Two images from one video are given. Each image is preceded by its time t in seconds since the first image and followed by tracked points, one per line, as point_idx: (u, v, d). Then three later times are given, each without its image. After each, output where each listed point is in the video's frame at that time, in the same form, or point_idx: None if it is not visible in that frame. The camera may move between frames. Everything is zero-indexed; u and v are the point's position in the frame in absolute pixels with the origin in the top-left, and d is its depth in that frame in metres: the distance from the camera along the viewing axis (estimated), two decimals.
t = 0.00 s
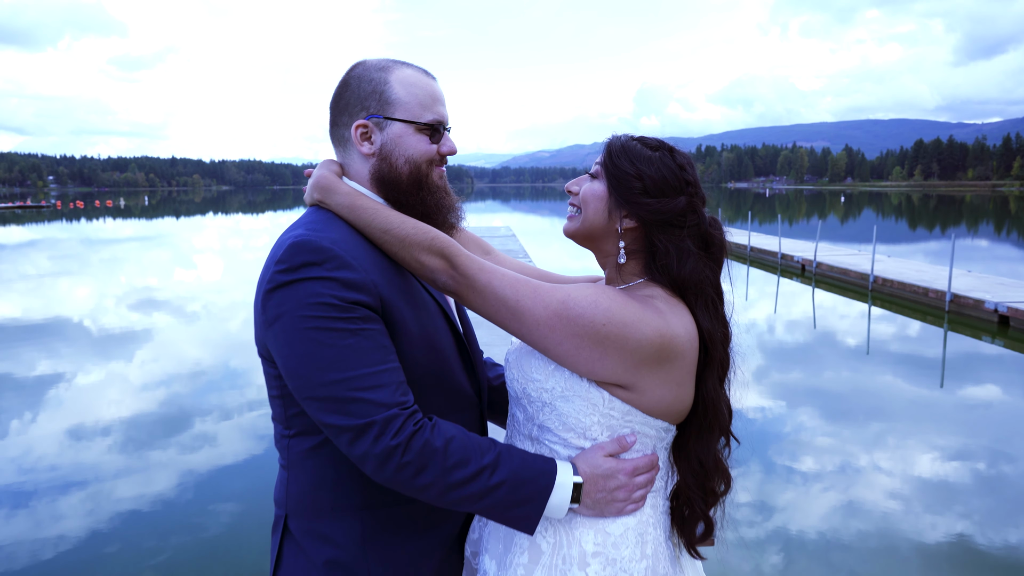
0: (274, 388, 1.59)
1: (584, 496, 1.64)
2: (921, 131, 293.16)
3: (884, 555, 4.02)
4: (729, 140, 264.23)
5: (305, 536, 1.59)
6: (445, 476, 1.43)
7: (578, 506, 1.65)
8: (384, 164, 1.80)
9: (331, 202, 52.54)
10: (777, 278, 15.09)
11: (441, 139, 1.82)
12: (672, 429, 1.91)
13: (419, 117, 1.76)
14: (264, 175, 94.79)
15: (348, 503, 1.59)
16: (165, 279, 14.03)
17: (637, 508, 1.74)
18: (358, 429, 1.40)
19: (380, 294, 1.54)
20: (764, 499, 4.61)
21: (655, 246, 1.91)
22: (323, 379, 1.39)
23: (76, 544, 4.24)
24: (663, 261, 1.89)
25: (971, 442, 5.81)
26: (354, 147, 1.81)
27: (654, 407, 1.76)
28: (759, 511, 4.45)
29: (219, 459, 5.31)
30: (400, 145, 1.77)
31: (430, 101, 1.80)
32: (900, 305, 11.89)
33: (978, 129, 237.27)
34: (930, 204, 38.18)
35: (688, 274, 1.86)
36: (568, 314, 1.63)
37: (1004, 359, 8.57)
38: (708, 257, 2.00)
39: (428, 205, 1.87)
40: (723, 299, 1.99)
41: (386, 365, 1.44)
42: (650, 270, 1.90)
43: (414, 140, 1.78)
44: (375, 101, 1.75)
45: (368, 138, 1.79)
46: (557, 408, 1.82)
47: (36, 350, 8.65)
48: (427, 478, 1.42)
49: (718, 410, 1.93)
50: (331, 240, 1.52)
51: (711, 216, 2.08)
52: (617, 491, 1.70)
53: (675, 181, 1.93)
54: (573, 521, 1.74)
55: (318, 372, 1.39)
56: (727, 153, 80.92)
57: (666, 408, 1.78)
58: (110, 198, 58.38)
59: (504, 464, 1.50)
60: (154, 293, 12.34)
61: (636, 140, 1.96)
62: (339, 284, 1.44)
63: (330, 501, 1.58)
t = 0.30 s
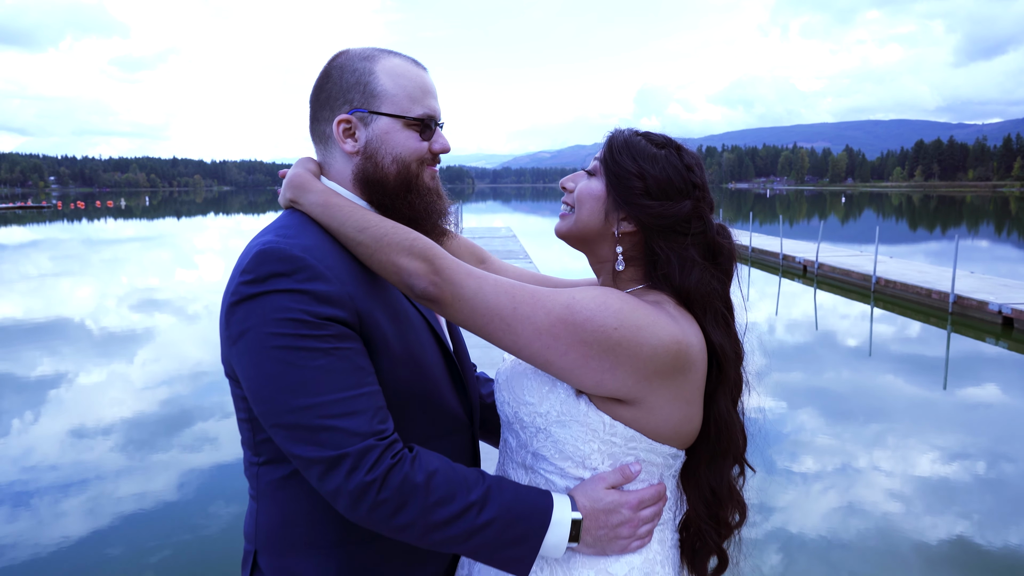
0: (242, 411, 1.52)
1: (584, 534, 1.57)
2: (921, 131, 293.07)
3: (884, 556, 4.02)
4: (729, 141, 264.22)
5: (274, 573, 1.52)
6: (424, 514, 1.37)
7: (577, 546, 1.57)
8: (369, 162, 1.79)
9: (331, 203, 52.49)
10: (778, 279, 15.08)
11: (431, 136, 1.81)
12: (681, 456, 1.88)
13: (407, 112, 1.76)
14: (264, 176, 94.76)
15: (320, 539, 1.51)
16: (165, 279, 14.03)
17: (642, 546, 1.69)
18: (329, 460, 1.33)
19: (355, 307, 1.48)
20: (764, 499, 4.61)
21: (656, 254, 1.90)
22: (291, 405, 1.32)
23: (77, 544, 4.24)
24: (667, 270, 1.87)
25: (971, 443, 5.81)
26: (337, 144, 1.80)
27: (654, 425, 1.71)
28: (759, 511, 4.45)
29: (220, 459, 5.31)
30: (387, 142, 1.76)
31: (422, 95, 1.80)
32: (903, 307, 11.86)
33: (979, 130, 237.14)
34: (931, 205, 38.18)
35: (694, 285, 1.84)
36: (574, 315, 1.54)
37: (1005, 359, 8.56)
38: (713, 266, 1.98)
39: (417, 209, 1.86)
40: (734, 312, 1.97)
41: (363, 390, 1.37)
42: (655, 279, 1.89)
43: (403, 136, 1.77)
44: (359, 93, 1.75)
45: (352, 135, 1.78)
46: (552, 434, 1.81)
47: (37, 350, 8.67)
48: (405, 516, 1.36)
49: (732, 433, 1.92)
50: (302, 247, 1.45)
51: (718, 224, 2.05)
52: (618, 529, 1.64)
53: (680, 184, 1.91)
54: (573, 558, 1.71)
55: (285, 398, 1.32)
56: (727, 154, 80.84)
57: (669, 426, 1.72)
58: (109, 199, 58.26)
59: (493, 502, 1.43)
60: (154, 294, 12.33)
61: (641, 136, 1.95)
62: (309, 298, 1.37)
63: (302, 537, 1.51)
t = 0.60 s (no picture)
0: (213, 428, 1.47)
1: (591, 566, 1.49)
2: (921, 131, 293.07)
3: (884, 555, 4.02)
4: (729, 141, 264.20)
5: None
6: (404, 556, 1.33)
7: None
8: (382, 160, 1.77)
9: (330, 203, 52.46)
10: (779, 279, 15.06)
11: (451, 133, 1.82)
12: (691, 472, 1.87)
13: (425, 105, 1.78)
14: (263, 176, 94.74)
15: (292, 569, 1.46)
16: (164, 280, 14.03)
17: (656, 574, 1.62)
18: (302, 495, 1.29)
19: (338, 319, 1.45)
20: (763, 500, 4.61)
21: (634, 250, 1.89)
22: (262, 429, 1.29)
23: (77, 544, 4.24)
24: (649, 265, 1.85)
25: (972, 442, 5.81)
26: (346, 140, 1.80)
27: (649, 436, 1.68)
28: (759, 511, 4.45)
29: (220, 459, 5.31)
30: (402, 138, 1.76)
31: (441, 89, 1.80)
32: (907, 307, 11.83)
33: (979, 129, 237.15)
34: (933, 205, 38.16)
35: (680, 281, 1.79)
36: (571, 312, 1.44)
37: (1006, 359, 8.55)
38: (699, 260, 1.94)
39: (432, 213, 1.85)
40: (725, 307, 1.93)
41: (345, 416, 1.34)
42: (636, 275, 1.87)
43: (422, 131, 1.78)
44: (372, 85, 1.76)
45: (364, 130, 1.78)
46: (544, 458, 1.81)
47: (37, 350, 8.67)
48: (386, 554, 1.32)
49: (739, 440, 1.91)
50: (281, 250, 1.42)
51: (705, 219, 2.03)
52: (632, 560, 1.56)
53: (660, 173, 1.88)
54: None
55: (256, 420, 1.29)
56: (727, 154, 80.76)
57: (668, 434, 1.69)
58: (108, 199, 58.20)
59: (485, 538, 1.39)
60: (154, 294, 12.32)
61: (619, 120, 1.92)
62: (287, 308, 1.34)
63: (272, 566, 1.45)
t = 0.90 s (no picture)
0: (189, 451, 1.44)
1: None
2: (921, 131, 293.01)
3: (885, 556, 4.02)
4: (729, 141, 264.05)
5: None
6: None
7: None
8: (399, 164, 1.77)
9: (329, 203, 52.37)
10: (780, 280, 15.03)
11: (477, 140, 1.85)
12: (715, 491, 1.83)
13: (453, 107, 1.80)
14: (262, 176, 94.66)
15: None
16: (163, 280, 14.00)
17: None
18: (289, 535, 1.26)
19: (338, 335, 1.46)
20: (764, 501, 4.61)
21: (620, 249, 1.88)
22: (247, 459, 1.26)
23: (75, 545, 4.23)
24: (640, 263, 1.84)
25: (973, 443, 5.80)
26: (360, 138, 1.78)
27: (664, 452, 1.65)
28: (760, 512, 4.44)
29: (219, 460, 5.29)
30: (423, 141, 1.78)
31: (468, 90, 1.82)
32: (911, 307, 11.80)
33: (980, 129, 236.98)
34: (937, 205, 37.88)
35: (676, 281, 1.77)
36: (572, 318, 1.40)
37: (1008, 360, 8.53)
38: (697, 259, 1.93)
39: (445, 225, 1.87)
40: (732, 306, 1.90)
41: (340, 444, 1.34)
42: (628, 276, 1.85)
43: (446, 135, 1.80)
44: (394, 82, 1.77)
45: (381, 130, 1.77)
46: (552, 494, 1.75)
47: (36, 350, 8.65)
48: None
49: (755, 448, 1.86)
50: (272, 256, 1.40)
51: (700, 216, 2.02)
52: None
53: (650, 169, 1.88)
54: None
55: (239, 449, 1.26)
56: (728, 154, 80.66)
57: (684, 450, 1.66)
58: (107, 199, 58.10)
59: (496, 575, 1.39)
60: (153, 294, 12.30)
61: (605, 110, 1.92)
62: (276, 322, 1.32)
63: None
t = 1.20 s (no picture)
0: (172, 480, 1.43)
1: None
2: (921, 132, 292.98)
3: (886, 556, 4.02)
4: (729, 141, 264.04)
5: None
6: None
7: None
8: (411, 171, 1.77)
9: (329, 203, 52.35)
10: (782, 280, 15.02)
11: (495, 151, 1.88)
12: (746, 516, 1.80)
13: (472, 113, 1.81)
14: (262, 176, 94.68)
15: None
16: (164, 280, 14.01)
17: None
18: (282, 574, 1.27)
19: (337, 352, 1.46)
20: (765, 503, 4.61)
21: (624, 260, 1.88)
22: (230, 495, 1.26)
23: (75, 545, 4.23)
24: (648, 272, 1.83)
25: (975, 443, 5.81)
26: (371, 141, 1.78)
27: (688, 477, 1.63)
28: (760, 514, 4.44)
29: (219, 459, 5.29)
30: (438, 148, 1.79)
31: (489, 97, 1.84)
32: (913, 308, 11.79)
33: (980, 130, 236.91)
34: (937, 205, 37.82)
35: (691, 293, 1.76)
36: (580, 337, 1.38)
37: (1010, 360, 8.53)
38: (711, 269, 1.93)
39: (457, 238, 1.87)
40: (750, 318, 1.89)
41: (336, 481, 1.34)
42: (634, 288, 1.84)
43: (459, 140, 1.81)
44: (412, 85, 1.78)
45: (393, 133, 1.78)
46: (565, 535, 1.72)
47: (36, 350, 8.65)
48: None
49: (789, 472, 1.85)
50: (262, 268, 1.39)
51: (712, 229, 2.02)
52: None
53: (659, 177, 1.88)
54: None
55: (223, 483, 1.26)
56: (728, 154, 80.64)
57: (709, 475, 1.65)
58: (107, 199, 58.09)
59: None
60: (153, 294, 12.32)
61: (612, 110, 1.92)
62: (266, 342, 1.32)
63: None
